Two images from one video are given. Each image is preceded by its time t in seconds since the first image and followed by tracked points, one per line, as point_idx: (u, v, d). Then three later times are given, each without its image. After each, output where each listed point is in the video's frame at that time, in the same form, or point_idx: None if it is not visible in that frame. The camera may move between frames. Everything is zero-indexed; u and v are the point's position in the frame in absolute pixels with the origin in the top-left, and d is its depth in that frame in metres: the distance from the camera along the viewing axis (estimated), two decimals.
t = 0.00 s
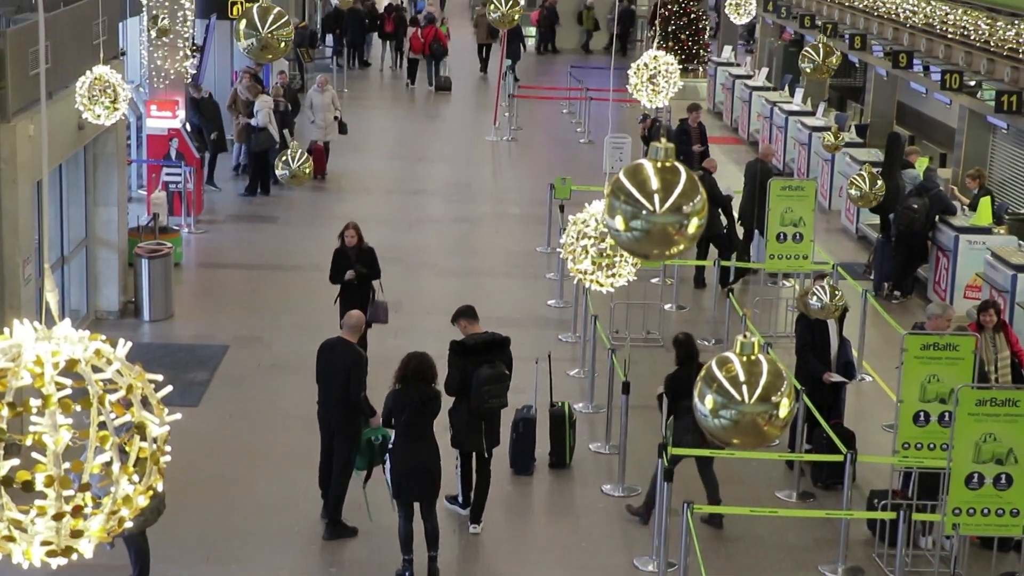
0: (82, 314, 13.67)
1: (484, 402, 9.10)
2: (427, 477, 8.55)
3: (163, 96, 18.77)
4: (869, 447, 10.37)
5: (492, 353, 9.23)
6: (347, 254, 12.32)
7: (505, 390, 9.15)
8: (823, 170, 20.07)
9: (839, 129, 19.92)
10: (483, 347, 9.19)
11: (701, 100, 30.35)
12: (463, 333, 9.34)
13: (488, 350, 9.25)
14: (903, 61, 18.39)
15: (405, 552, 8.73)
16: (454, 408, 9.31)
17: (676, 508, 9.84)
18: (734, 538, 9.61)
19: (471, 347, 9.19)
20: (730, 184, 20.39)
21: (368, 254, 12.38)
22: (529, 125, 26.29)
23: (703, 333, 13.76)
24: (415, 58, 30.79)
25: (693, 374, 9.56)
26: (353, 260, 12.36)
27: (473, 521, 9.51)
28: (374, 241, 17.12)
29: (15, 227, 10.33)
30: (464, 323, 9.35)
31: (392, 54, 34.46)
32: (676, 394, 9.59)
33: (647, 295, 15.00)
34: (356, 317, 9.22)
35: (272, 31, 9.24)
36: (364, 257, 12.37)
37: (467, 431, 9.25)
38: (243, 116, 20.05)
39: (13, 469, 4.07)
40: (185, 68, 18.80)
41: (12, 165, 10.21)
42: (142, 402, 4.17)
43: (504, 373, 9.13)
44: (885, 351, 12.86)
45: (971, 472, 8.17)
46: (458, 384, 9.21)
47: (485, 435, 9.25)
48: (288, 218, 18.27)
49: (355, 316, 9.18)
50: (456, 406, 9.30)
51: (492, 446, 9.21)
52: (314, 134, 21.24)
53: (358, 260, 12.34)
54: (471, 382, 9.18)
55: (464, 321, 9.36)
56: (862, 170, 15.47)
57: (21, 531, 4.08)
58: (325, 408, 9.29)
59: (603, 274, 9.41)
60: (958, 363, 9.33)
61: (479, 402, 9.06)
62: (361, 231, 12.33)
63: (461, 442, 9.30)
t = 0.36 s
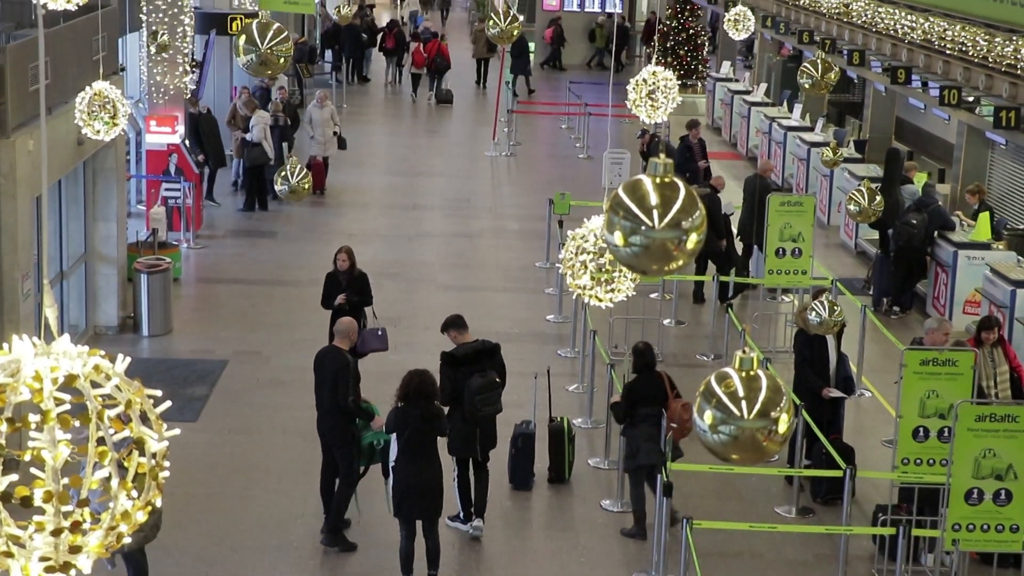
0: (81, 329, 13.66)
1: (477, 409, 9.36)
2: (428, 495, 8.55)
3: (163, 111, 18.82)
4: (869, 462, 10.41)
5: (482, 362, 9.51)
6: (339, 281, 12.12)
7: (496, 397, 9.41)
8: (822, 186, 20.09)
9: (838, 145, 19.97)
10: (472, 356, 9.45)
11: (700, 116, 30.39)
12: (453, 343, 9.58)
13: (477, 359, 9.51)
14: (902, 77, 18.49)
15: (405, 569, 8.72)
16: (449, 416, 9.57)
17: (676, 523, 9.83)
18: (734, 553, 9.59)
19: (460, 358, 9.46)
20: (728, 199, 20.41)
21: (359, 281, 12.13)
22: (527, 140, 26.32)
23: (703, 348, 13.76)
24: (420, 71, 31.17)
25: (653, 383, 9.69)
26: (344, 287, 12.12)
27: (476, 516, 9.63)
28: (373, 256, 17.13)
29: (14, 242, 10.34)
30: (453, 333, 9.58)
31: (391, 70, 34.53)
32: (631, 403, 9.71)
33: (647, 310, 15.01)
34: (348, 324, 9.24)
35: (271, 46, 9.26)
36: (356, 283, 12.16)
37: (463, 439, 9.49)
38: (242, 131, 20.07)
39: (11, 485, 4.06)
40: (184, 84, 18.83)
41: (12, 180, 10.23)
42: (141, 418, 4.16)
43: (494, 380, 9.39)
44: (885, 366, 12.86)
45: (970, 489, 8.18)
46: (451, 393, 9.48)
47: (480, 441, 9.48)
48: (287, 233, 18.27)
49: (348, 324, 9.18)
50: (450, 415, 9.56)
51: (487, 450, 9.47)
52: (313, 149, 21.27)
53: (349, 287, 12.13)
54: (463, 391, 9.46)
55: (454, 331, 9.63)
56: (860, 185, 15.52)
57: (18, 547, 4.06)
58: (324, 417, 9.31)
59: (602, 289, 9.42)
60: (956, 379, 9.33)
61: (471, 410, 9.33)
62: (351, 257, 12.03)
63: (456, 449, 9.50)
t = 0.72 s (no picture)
0: (80, 343, 13.66)
1: (475, 418, 9.42)
2: (431, 511, 8.56)
3: (163, 126, 18.87)
4: (869, 476, 10.40)
5: (480, 371, 9.67)
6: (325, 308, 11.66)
7: (493, 407, 9.50)
8: (821, 201, 20.11)
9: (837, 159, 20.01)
10: (471, 366, 9.61)
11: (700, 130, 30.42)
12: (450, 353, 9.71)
13: (475, 368, 9.67)
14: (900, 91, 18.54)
15: None
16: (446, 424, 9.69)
17: (675, 537, 9.81)
18: (733, 567, 9.58)
19: (459, 366, 9.63)
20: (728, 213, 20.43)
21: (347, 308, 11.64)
22: (526, 155, 26.35)
23: (702, 362, 13.76)
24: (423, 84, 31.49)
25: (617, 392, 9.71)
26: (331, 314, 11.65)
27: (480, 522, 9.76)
28: (372, 270, 17.14)
29: (13, 256, 10.35)
30: (450, 342, 9.71)
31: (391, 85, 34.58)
32: (595, 409, 9.72)
33: (647, 324, 15.02)
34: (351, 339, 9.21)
35: (271, 61, 9.28)
36: (343, 313, 11.68)
37: (459, 448, 9.51)
38: (241, 145, 20.09)
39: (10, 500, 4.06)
40: (184, 98, 18.85)
41: (11, 195, 10.24)
42: (140, 432, 4.16)
43: (492, 391, 9.53)
44: (884, 381, 12.84)
45: (971, 504, 8.17)
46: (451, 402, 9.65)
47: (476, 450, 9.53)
48: (287, 247, 18.28)
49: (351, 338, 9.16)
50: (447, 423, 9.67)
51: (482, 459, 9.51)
52: (313, 163, 21.28)
53: (336, 316, 11.66)
54: (461, 400, 9.63)
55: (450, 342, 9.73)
56: (859, 201, 15.55)
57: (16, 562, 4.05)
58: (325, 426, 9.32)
59: (602, 303, 9.42)
60: (957, 394, 9.33)
61: (468, 418, 9.41)
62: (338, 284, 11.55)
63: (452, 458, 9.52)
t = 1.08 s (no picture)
0: (79, 357, 13.65)
1: (477, 423, 9.85)
2: (432, 524, 8.56)
3: (162, 139, 18.87)
4: (869, 489, 10.39)
5: (479, 376, 9.89)
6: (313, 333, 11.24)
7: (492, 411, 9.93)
8: (821, 214, 20.12)
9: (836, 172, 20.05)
10: (472, 372, 9.80)
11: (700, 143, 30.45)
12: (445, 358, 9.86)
13: (474, 373, 9.87)
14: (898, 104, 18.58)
15: None
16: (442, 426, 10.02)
17: (675, 550, 9.79)
18: None
19: (462, 372, 9.80)
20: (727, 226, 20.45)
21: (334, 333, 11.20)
22: (527, 167, 26.37)
23: (702, 375, 13.75)
24: (425, 95, 31.59)
25: (588, 396, 9.79)
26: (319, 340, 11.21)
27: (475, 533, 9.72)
28: (372, 283, 17.14)
29: (13, 269, 10.35)
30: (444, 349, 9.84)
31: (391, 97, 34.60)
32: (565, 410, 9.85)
33: (646, 337, 15.03)
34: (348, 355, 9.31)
35: (271, 74, 9.30)
36: (331, 338, 11.24)
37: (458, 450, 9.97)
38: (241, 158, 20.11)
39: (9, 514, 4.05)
40: (184, 111, 18.84)
41: (11, 209, 10.24)
42: (140, 445, 4.14)
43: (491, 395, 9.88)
44: (883, 394, 12.83)
45: (971, 516, 8.17)
46: (451, 410, 9.88)
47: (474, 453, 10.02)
48: (286, 260, 18.28)
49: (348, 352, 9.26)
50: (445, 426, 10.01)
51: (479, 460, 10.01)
52: (313, 176, 21.29)
53: (324, 341, 11.21)
54: (462, 404, 9.88)
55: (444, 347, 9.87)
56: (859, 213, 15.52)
57: None
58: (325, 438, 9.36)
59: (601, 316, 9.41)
60: (957, 407, 9.32)
61: (472, 424, 9.80)
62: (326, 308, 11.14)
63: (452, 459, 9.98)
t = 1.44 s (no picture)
0: (77, 370, 13.63)
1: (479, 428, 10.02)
2: (431, 537, 8.54)
3: (160, 152, 19.02)
4: (868, 503, 10.36)
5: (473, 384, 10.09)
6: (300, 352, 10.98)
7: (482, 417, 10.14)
8: (819, 227, 20.12)
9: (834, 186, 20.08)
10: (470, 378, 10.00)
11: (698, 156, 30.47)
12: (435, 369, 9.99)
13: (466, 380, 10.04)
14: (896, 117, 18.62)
15: None
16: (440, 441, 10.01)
17: (674, 563, 9.77)
18: None
19: (466, 378, 9.95)
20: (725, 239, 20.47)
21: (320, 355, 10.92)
22: (525, 181, 26.38)
23: (700, 388, 13.74)
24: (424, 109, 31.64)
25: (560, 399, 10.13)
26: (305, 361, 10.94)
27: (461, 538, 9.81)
28: (370, 296, 17.13)
29: (10, 282, 10.35)
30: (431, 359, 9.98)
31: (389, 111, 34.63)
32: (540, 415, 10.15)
33: (645, 350, 15.02)
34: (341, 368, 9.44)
35: (270, 87, 9.31)
36: (318, 358, 10.99)
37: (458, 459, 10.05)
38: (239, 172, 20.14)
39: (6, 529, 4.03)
40: (182, 124, 19.01)
41: (8, 222, 10.24)
42: (138, 459, 4.13)
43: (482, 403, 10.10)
44: (881, 407, 12.83)
45: (970, 528, 8.17)
46: (455, 418, 9.93)
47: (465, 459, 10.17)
48: (284, 273, 18.28)
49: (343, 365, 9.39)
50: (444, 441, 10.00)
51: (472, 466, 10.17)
52: (311, 190, 21.29)
53: (310, 361, 10.94)
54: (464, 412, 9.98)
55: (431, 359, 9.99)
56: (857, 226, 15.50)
57: None
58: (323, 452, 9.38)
59: (599, 329, 9.39)
60: (954, 419, 9.35)
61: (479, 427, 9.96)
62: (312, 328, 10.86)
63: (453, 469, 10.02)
